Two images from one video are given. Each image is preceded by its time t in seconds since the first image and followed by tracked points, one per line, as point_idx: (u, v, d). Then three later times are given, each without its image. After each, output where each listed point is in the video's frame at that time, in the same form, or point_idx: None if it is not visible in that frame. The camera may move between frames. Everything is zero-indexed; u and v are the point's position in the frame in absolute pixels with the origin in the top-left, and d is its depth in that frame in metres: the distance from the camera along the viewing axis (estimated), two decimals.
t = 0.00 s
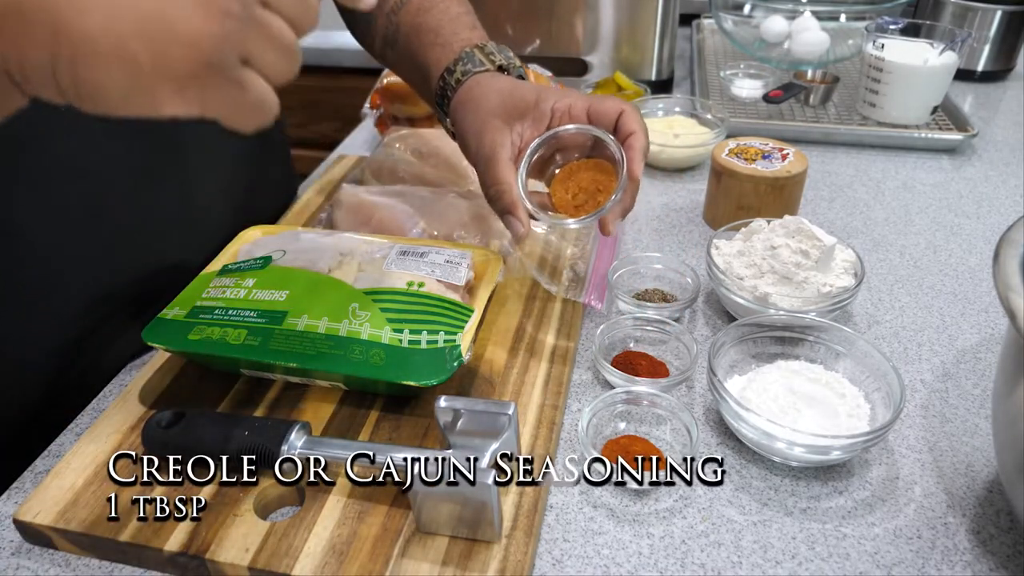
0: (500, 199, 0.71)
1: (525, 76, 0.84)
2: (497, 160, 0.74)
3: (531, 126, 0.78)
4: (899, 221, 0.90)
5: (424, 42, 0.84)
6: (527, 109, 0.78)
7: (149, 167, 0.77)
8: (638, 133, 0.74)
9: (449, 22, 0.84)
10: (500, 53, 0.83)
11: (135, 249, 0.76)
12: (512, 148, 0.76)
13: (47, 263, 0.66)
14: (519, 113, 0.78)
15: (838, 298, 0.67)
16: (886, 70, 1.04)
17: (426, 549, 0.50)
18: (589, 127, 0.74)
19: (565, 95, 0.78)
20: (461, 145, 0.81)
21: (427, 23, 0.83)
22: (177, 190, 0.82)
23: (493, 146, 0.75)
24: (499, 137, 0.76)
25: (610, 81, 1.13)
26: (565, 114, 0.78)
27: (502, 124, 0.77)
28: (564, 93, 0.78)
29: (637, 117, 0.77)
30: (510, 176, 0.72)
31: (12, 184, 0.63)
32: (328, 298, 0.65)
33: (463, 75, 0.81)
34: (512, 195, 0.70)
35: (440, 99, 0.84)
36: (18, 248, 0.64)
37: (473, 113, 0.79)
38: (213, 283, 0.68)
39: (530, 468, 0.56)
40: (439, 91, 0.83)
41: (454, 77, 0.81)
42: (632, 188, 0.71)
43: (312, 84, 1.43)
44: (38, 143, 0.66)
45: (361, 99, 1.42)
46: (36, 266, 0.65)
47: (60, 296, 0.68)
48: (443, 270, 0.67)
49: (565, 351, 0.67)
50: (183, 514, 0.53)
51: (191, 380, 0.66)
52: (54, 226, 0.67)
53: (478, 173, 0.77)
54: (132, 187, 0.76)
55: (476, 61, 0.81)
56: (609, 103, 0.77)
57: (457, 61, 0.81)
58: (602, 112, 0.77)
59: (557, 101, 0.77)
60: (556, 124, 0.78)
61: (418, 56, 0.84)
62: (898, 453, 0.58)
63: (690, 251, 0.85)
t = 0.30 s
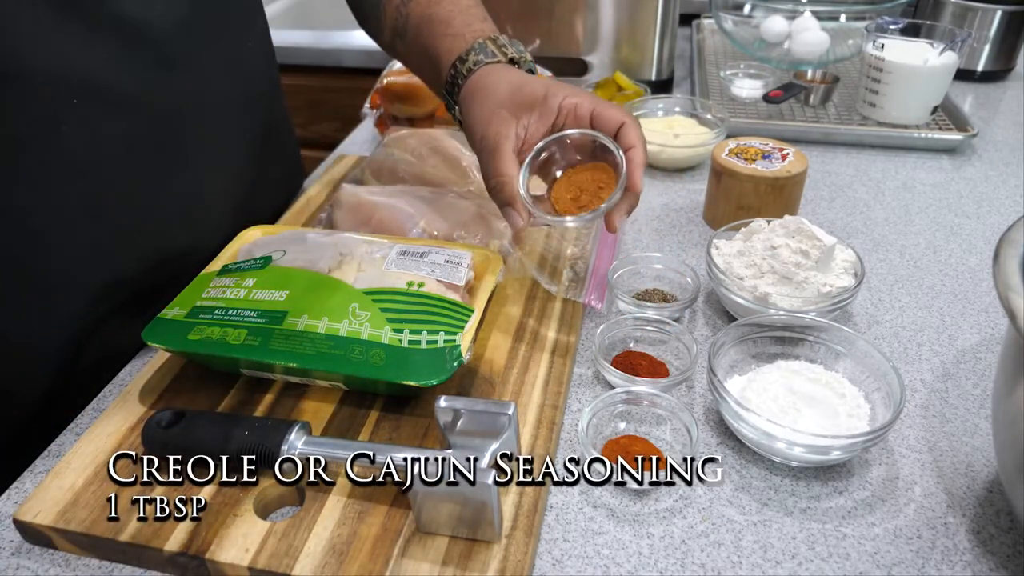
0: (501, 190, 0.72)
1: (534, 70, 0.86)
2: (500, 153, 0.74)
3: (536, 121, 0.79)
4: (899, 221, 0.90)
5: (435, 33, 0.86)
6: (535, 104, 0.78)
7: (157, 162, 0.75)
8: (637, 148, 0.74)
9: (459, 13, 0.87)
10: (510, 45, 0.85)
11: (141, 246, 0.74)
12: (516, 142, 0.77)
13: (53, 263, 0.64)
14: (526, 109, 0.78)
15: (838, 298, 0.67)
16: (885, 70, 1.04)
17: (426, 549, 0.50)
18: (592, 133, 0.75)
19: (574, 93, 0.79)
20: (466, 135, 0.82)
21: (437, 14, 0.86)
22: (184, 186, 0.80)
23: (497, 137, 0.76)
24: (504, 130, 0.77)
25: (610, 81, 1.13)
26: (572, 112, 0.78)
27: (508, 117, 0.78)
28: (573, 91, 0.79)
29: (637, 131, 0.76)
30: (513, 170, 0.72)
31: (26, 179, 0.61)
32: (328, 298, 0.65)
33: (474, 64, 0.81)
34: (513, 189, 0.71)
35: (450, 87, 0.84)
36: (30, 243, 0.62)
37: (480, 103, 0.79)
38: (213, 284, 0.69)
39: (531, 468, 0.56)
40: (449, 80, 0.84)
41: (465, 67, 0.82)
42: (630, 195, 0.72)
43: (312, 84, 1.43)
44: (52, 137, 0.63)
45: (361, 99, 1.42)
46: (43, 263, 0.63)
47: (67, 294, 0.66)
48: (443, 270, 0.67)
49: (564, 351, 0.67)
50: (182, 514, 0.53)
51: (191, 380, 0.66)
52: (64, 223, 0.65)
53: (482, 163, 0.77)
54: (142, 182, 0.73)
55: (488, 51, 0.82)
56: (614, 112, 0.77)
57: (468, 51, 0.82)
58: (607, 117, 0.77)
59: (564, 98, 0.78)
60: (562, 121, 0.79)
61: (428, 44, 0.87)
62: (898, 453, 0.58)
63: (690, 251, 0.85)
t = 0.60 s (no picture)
0: (499, 185, 0.71)
1: (544, 68, 0.86)
2: (502, 147, 0.74)
3: (541, 121, 0.79)
4: (899, 221, 0.90)
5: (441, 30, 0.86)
6: (540, 102, 0.79)
7: (164, 159, 0.75)
8: (644, 150, 0.73)
9: (467, 9, 0.86)
10: (520, 43, 0.84)
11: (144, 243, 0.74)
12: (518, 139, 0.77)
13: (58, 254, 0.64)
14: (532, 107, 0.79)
15: (838, 298, 0.67)
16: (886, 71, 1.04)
17: (426, 549, 0.50)
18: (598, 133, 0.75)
19: (580, 93, 0.79)
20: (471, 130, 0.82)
21: (448, 11, 0.85)
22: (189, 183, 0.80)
23: (500, 133, 0.76)
24: (507, 127, 0.77)
25: (610, 81, 1.13)
26: (576, 113, 0.78)
27: (512, 115, 0.78)
28: (579, 91, 0.79)
29: (643, 132, 0.76)
30: (513, 165, 0.72)
31: (34, 170, 0.61)
32: (328, 298, 0.65)
33: (484, 62, 0.81)
34: (512, 182, 0.70)
35: (459, 84, 0.84)
36: (31, 238, 0.62)
37: (486, 100, 0.79)
38: (213, 283, 0.69)
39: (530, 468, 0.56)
40: (458, 77, 0.84)
41: (474, 63, 0.82)
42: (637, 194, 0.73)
43: (313, 84, 1.43)
44: (66, 128, 0.63)
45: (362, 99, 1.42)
46: (46, 258, 0.63)
47: (68, 289, 0.66)
48: (443, 270, 0.67)
49: (564, 351, 0.67)
50: (182, 514, 0.53)
51: (191, 380, 0.66)
52: (70, 215, 0.65)
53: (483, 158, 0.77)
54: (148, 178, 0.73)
55: (498, 49, 0.82)
56: (619, 114, 0.77)
57: (479, 48, 0.82)
58: (613, 117, 0.76)
59: (570, 98, 0.78)
60: (567, 121, 0.79)
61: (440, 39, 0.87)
62: (898, 453, 0.58)
63: (690, 251, 0.85)
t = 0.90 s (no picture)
0: (507, 189, 0.71)
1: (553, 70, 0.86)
2: (509, 150, 0.74)
3: (547, 124, 0.80)
4: (899, 221, 0.90)
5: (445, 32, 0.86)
6: (548, 106, 0.79)
7: (180, 163, 0.76)
8: (646, 154, 0.74)
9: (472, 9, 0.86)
10: (530, 44, 0.84)
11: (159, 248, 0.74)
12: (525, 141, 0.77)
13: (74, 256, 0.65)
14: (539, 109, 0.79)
15: (838, 298, 0.67)
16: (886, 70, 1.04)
17: (426, 549, 0.50)
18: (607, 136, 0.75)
19: (587, 96, 0.79)
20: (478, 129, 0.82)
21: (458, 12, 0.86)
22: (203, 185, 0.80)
23: (508, 136, 0.76)
24: (514, 130, 0.77)
25: (610, 81, 1.12)
26: (585, 116, 0.79)
27: (519, 117, 0.78)
28: (587, 93, 0.79)
29: (651, 135, 0.76)
30: (520, 169, 0.72)
31: (51, 173, 0.61)
32: (328, 298, 0.65)
33: (493, 64, 0.81)
34: (519, 185, 0.70)
35: (468, 86, 0.85)
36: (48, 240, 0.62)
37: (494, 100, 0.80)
38: (213, 283, 0.69)
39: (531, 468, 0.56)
40: (467, 79, 0.85)
41: (484, 65, 0.82)
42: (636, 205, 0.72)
43: (313, 84, 1.44)
44: (83, 134, 0.64)
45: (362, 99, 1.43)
46: (64, 261, 0.64)
47: (83, 292, 0.66)
48: (443, 270, 0.67)
49: (565, 351, 0.67)
50: (183, 514, 0.53)
51: (191, 380, 0.66)
52: (88, 218, 0.65)
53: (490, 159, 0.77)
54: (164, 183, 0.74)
55: (507, 51, 0.82)
56: (627, 114, 0.77)
57: (488, 50, 0.82)
58: (620, 118, 0.77)
59: (577, 102, 0.78)
60: (575, 124, 0.79)
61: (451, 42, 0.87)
62: (898, 453, 0.58)
63: (690, 251, 0.85)
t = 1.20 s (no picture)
0: (510, 194, 0.74)
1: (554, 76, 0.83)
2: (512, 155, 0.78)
3: (549, 130, 0.83)
4: (899, 221, 0.90)
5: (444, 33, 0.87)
6: (550, 112, 0.81)
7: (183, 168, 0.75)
8: (653, 160, 0.77)
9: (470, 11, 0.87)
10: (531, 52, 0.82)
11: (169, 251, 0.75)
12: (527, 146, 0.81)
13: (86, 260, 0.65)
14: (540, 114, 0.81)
15: (838, 298, 0.67)
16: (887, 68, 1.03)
17: (426, 549, 0.50)
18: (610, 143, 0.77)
19: (587, 104, 0.83)
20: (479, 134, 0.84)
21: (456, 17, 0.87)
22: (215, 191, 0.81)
23: (511, 142, 0.80)
24: (516, 136, 0.80)
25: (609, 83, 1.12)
26: (586, 123, 0.83)
27: (522, 123, 0.81)
28: (587, 101, 0.83)
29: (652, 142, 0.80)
30: (523, 174, 0.74)
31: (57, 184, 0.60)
32: (328, 298, 0.65)
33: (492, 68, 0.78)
34: (524, 190, 0.73)
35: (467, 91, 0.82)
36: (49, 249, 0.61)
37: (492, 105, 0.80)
38: (213, 283, 0.69)
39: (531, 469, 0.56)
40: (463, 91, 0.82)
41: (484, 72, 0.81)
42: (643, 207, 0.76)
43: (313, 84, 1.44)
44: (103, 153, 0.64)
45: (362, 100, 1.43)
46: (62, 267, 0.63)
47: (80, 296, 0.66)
48: (443, 270, 0.67)
49: (565, 351, 0.67)
50: (183, 514, 0.53)
51: (191, 380, 0.66)
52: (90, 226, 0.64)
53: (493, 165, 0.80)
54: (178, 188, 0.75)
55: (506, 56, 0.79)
56: (629, 123, 0.81)
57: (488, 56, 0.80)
58: (622, 126, 0.81)
59: (579, 109, 0.82)
60: (576, 130, 0.83)
61: (455, 47, 0.90)
62: (898, 453, 0.58)
63: (690, 251, 0.85)
